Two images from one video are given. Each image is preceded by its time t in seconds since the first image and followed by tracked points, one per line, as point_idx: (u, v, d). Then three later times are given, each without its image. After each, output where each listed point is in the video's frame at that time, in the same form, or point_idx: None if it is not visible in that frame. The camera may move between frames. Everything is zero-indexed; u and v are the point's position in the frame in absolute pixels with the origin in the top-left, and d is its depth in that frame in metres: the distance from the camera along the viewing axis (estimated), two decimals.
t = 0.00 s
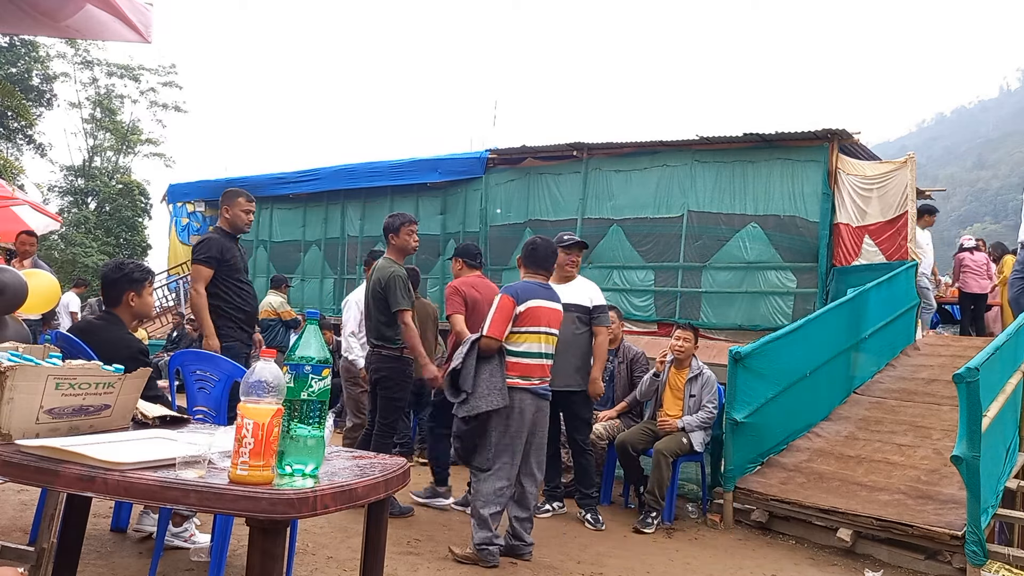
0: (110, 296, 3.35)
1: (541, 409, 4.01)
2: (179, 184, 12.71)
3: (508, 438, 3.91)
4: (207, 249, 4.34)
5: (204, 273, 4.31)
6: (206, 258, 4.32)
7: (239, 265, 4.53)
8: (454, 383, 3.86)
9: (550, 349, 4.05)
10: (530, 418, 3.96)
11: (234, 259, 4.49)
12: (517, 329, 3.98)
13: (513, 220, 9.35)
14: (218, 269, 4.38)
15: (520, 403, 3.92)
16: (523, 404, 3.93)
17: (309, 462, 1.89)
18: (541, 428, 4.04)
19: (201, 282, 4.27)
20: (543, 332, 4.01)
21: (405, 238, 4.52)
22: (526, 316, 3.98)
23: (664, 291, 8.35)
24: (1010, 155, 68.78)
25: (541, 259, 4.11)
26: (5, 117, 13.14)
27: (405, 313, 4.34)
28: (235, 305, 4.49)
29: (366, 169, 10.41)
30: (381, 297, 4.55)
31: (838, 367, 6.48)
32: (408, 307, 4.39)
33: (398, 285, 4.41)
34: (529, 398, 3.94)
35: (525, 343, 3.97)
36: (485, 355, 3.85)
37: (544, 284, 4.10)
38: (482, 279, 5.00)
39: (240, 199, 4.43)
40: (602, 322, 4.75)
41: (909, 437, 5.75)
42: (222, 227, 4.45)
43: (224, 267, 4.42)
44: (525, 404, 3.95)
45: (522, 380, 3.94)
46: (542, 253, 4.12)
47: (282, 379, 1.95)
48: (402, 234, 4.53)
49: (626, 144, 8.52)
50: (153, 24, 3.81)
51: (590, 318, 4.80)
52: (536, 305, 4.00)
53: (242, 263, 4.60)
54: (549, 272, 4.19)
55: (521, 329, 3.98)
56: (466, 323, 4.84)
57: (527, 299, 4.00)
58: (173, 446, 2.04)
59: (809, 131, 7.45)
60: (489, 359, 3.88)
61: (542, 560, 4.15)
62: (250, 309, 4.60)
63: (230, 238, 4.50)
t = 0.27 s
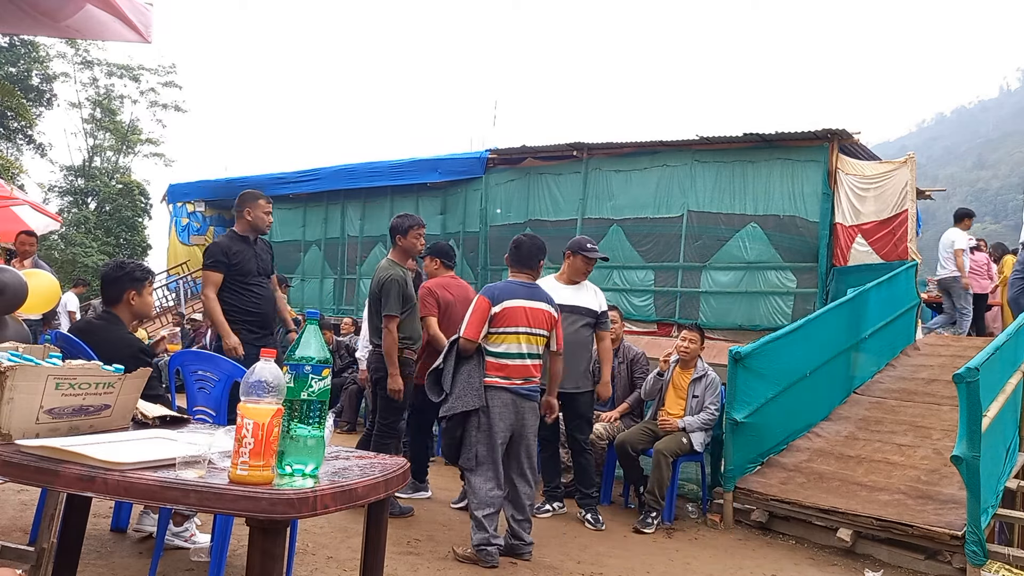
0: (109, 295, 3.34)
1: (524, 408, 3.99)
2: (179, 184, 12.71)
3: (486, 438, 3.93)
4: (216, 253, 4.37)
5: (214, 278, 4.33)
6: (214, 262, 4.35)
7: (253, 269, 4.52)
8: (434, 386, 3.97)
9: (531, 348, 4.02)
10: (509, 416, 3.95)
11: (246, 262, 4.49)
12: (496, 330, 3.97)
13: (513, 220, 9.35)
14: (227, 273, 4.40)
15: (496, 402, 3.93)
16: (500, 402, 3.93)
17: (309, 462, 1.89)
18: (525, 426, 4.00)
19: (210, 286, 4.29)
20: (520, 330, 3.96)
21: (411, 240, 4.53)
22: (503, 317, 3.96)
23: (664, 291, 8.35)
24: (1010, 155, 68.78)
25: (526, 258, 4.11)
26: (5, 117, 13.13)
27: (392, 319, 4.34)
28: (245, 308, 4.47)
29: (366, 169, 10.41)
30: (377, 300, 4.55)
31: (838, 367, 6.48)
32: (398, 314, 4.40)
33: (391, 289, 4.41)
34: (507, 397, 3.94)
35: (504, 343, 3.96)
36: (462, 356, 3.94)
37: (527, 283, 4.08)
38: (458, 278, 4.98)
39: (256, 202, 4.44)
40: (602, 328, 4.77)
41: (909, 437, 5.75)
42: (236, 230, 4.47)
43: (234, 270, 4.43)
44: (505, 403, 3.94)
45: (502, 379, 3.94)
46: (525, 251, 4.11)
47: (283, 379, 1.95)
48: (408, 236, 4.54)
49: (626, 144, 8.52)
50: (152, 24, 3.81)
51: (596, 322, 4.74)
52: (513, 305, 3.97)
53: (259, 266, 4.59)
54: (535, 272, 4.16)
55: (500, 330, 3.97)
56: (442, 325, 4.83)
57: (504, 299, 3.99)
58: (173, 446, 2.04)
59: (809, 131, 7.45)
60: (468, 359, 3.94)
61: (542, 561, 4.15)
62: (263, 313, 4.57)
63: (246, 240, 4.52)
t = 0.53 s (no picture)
0: (111, 296, 3.35)
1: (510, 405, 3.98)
2: (179, 184, 12.71)
3: (474, 436, 3.95)
4: (236, 248, 4.45)
5: (230, 272, 4.39)
6: (232, 256, 4.42)
7: (272, 269, 4.55)
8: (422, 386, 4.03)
9: (516, 345, 4.02)
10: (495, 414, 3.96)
11: (266, 262, 4.52)
12: (480, 328, 3.98)
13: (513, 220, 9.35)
14: (244, 269, 4.45)
15: (481, 399, 3.94)
16: (485, 400, 3.94)
17: (309, 462, 1.90)
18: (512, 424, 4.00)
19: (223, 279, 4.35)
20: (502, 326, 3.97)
21: (411, 238, 4.52)
22: (486, 314, 3.96)
23: (664, 291, 8.35)
24: (1010, 155, 68.78)
25: (511, 255, 4.09)
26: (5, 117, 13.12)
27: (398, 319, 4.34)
28: (257, 307, 4.47)
29: (366, 169, 10.40)
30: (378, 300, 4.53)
31: (838, 367, 6.48)
32: (403, 313, 4.39)
33: (394, 289, 4.39)
34: (493, 395, 3.95)
35: (490, 341, 3.97)
36: (449, 355, 3.98)
37: (512, 281, 4.06)
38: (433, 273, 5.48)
39: (288, 206, 4.51)
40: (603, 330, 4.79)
41: (909, 437, 5.75)
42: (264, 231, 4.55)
43: (252, 268, 4.47)
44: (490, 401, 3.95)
45: (488, 376, 3.96)
46: (509, 249, 4.09)
47: (283, 379, 1.95)
48: (408, 235, 4.52)
49: (626, 144, 8.52)
50: (152, 24, 3.81)
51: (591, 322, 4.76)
52: (495, 302, 3.97)
53: (281, 269, 4.61)
54: (520, 269, 4.14)
55: (484, 328, 3.97)
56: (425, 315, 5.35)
57: (487, 296, 3.98)
58: (174, 446, 2.04)
59: (809, 131, 7.45)
60: (453, 359, 3.98)
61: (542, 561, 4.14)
62: (276, 314, 4.53)
63: (272, 242, 4.58)
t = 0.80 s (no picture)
0: (113, 297, 3.35)
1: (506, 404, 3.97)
2: (179, 184, 12.71)
3: (471, 436, 3.95)
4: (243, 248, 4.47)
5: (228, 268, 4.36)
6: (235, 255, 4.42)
7: (275, 272, 4.52)
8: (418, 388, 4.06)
9: (509, 344, 4.00)
10: (491, 414, 3.95)
11: (270, 266, 4.50)
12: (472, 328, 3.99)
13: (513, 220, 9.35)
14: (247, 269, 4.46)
15: (476, 399, 3.95)
16: (480, 400, 3.94)
17: (309, 462, 1.90)
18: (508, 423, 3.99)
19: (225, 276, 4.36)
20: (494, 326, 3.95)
21: (416, 240, 4.54)
22: (478, 313, 3.96)
23: (664, 291, 8.35)
24: (1010, 155, 68.78)
25: (503, 254, 4.10)
26: (5, 117, 13.12)
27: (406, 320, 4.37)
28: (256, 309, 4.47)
29: (366, 169, 10.40)
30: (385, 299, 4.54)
31: (838, 367, 6.48)
32: (412, 314, 4.41)
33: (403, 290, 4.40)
34: (488, 396, 3.94)
35: (481, 341, 3.96)
36: (444, 356, 4.00)
37: (504, 279, 4.06)
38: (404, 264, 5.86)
39: (298, 214, 4.51)
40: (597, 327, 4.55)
41: (909, 437, 5.75)
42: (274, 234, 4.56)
43: (255, 269, 4.47)
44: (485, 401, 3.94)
45: (482, 375, 3.95)
46: (500, 247, 4.10)
47: (283, 379, 1.95)
48: (414, 237, 4.55)
49: (626, 144, 8.52)
50: (152, 24, 3.81)
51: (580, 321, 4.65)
52: (486, 301, 3.96)
53: (286, 274, 4.57)
54: (512, 268, 4.15)
55: (476, 327, 3.97)
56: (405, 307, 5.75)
57: (478, 295, 3.98)
58: (174, 446, 2.04)
59: (809, 131, 7.45)
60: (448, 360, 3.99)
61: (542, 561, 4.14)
62: (275, 318, 4.51)
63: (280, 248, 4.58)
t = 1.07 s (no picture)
0: (113, 297, 3.35)
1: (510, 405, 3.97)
2: (179, 184, 12.70)
3: (473, 436, 3.96)
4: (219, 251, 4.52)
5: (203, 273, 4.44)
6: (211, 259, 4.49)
7: (249, 273, 4.53)
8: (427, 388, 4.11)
9: (514, 346, 3.99)
10: (494, 414, 3.96)
11: (243, 267, 4.52)
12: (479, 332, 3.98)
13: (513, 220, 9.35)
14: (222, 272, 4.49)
15: (480, 400, 3.95)
16: (484, 401, 3.95)
17: (309, 462, 1.90)
18: (512, 425, 3.99)
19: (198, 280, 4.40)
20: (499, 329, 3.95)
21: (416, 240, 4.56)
22: (483, 317, 3.96)
23: (664, 291, 8.35)
24: (1010, 155, 68.77)
25: (509, 256, 4.09)
26: (5, 117, 13.11)
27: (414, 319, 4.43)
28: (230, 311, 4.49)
29: (366, 169, 10.40)
30: (391, 299, 4.56)
31: (838, 367, 6.48)
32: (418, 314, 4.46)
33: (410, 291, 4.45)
34: (492, 396, 3.95)
35: (485, 343, 3.95)
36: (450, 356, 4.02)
37: (509, 282, 4.05)
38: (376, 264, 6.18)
39: (264, 212, 4.47)
40: (575, 329, 4.35)
41: (909, 437, 5.75)
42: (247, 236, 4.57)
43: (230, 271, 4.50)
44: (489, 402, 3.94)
45: (486, 377, 3.95)
46: (504, 249, 4.10)
47: (283, 379, 1.95)
48: (416, 236, 4.58)
49: (626, 144, 8.52)
50: (152, 24, 3.81)
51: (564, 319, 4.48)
52: (491, 304, 3.96)
53: (262, 276, 4.59)
54: (518, 269, 4.14)
55: (481, 330, 3.97)
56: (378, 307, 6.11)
57: (484, 299, 3.98)
58: (174, 446, 2.04)
59: (809, 131, 7.44)
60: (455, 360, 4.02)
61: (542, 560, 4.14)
62: (249, 319, 4.51)
63: (254, 249, 4.61)
